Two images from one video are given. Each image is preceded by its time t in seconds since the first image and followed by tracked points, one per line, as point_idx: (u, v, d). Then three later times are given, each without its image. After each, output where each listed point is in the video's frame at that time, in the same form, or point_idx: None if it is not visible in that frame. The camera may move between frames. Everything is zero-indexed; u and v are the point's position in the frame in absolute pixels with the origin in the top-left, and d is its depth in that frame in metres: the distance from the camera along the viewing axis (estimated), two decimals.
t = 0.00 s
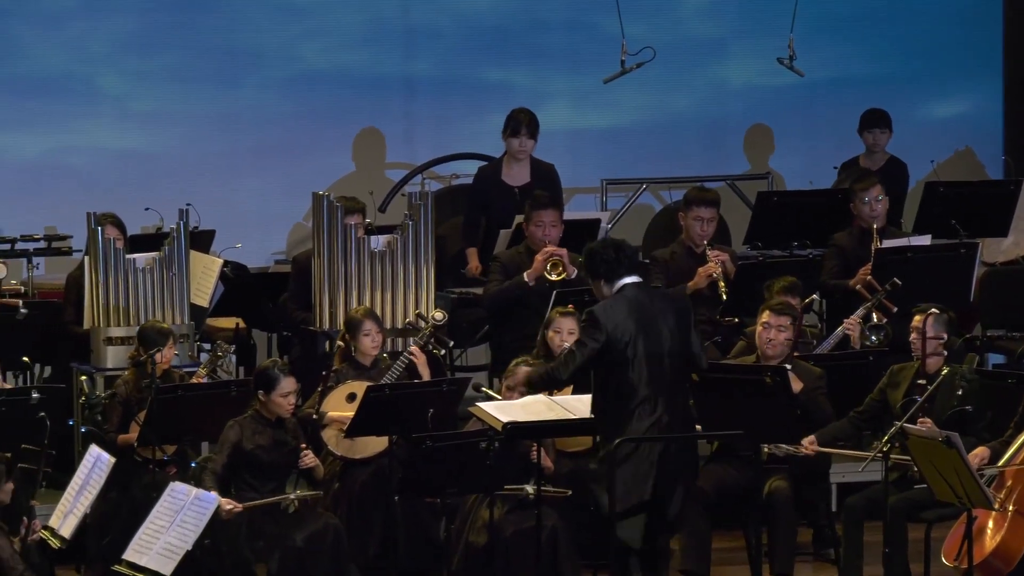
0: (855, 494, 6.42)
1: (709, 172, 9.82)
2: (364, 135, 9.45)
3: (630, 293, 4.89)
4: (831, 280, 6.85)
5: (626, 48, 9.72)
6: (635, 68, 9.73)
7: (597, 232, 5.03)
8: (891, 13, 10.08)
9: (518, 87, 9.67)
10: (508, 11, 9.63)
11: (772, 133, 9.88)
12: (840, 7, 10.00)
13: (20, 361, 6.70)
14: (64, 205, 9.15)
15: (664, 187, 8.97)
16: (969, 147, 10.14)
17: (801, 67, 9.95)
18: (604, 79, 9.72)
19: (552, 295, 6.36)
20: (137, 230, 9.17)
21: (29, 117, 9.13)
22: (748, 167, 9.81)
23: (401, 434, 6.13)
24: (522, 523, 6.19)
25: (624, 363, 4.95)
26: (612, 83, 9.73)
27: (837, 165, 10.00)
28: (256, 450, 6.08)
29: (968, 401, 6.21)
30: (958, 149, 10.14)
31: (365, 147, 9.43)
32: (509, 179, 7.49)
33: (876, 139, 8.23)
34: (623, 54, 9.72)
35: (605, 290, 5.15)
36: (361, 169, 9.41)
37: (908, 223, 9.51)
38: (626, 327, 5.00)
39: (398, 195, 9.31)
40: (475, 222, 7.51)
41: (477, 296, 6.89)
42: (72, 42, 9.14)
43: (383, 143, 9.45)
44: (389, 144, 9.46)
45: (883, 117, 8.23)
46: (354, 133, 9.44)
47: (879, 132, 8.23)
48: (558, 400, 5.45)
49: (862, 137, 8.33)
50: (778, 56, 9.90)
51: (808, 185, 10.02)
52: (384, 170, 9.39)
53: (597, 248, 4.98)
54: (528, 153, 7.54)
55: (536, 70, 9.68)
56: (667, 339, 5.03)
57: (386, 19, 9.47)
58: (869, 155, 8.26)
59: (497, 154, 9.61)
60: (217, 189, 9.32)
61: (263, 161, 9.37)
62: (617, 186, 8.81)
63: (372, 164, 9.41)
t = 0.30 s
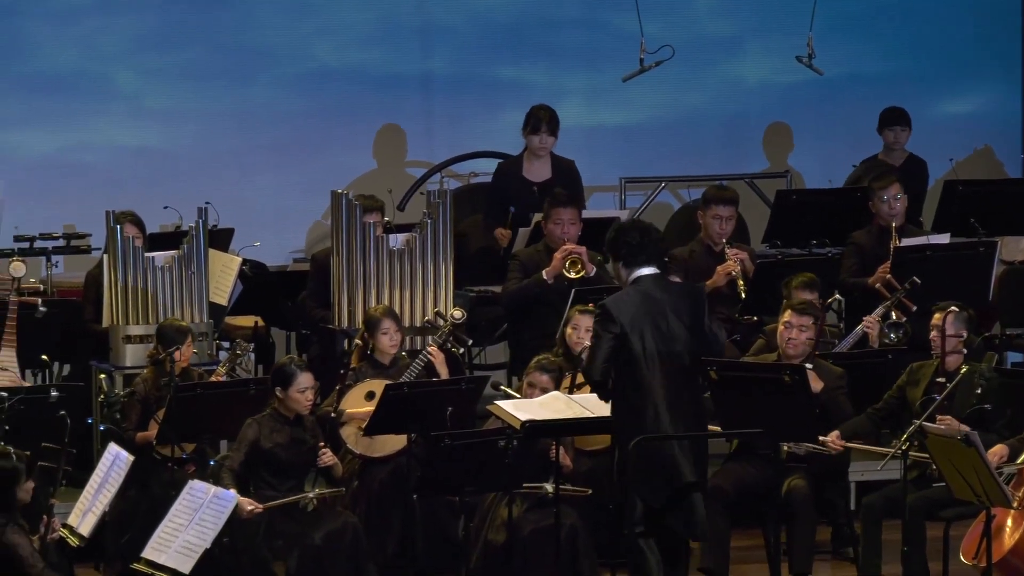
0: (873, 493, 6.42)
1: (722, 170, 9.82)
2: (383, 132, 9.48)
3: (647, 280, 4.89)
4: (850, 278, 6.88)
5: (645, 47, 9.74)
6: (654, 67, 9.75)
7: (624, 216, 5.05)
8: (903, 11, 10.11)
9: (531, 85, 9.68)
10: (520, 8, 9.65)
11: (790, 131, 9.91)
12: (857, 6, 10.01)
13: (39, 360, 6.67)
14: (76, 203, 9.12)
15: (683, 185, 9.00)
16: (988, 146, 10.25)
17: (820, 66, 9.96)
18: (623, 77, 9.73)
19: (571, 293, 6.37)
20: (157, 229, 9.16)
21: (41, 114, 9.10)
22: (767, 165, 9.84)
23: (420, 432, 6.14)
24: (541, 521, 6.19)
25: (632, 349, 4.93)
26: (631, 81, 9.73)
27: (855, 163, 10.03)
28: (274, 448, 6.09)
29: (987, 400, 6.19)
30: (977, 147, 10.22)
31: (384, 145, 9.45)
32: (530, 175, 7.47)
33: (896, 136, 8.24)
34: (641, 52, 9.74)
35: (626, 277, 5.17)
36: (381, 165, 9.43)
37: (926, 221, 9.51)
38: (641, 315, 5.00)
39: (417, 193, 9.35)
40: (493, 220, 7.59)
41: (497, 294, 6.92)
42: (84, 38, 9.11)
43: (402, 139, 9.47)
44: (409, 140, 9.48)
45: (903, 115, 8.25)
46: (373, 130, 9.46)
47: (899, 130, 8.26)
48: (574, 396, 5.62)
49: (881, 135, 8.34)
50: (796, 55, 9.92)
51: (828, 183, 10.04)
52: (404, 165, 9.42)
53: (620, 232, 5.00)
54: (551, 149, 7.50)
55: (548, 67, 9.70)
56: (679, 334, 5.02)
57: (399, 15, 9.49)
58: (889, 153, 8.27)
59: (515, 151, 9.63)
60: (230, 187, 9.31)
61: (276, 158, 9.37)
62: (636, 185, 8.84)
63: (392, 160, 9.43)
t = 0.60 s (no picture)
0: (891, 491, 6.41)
1: (736, 168, 9.81)
2: (408, 127, 9.52)
3: (669, 273, 4.87)
4: (870, 275, 6.93)
5: (664, 44, 9.77)
6: (673, 64, 9.78)
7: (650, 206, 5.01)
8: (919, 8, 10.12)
9: (542, 80, 9.70)
10: (534, 4, 9.67)
11: (809, 128, 9.92)
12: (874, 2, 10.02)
13: (58, 356, 6.66)
14: (90, 200, 9.14)
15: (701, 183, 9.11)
16: (1008, 144, 10.22)
17: (840, 63, 9.99)
18: (641, 75, 9.78)
19: (590, 290, 6.38)
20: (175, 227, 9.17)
21: (54, 111, 9.09)
22: (787, 162, 9.85)
23: (438, 430, 6.13)
24: (559, 519, 6.19)
25: (647, 340, 4.93)
26: (651, 79, 9.79)
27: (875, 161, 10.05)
28: (293, 445, 6.08)
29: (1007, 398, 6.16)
30: (996, 145, 10.21)
31: (410, 142, 9.48)
32: (553, 169, 7.75)
33: (915, 134, 8.42)
34: (660, 50, 9.77)
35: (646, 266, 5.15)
36: (406, 163, 9.46)
37: (943, 217, 9.52)
38: (658, 307, 4.98)
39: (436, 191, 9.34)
40: (515, 216, 7.81)
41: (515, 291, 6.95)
42: (97, 34, 9.10)
43: (429, 138, 9.50)
44: (435, 140, 9.51)
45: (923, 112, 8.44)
46: (400, 125, 9.50)
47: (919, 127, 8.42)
48: (594, 394, 5.59)
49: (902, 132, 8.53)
50: (814, 53, 9.95)
51: (847, 181, 10.06)
52: (428, 166, 9.45)
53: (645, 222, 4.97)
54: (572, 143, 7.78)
55: (563, 63, 9.71)
56: (695, 326, 5.02)
57: (412, 12, 9.50)
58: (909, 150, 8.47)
59: (534, 150, 9.65)
60: (243, 185, 9.32)
61: (289, 156, 9.38)
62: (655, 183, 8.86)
63: (417, 159, 9.46)
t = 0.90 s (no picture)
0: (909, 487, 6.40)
1: (749, 164, 9.82)
2: (429, 121, 9.53)
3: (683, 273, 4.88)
4: (888, 271, 7.00)
5: (682, 40, 9.76)
6: (690, 60, 9.77)
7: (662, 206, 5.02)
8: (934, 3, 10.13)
9: (554, 74, 9.71)
10: None
11: (826, 124, 9.93)
12: None
13: (75, 352, 6.69)
14: (104, 195, 9.13)
15: (719, 178, 9.23)
16: None
17: (857, 59, 9.99)
18: (658, 70, 9.77)
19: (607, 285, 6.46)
20: (193, 222, 9.20)
21: (67, 105, 9.09)
22: (805, 158, 9.90)
23: (456, 426, 6.10)
24: (577, 514, 6.18)
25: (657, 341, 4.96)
26: (668, 74, 9.77)
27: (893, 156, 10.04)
28: (311, 441, 6.09)
29: None
30: (1014, 141, 10.20)
31: (430, 135, 9.51)
32: (570, 164, 7.72)
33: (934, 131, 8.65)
34: (679, 45, 9.77)
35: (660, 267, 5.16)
36: (424, 156, 9.50)
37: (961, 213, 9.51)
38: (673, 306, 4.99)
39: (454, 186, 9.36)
40: (533, 211, 7.86)
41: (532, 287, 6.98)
42: (110, 28, 9.09)
43: (448, 133, 9.53)
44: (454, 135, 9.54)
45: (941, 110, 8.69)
46: (421, 119, 9.52)
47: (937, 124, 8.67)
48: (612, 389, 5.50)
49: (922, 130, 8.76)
50: (832, 48, 9.93)
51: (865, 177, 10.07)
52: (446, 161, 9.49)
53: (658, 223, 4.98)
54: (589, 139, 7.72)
55: (577, 57, 9.72)
56: (709, 327, 5.01)
57: (425, 6, 9.51)
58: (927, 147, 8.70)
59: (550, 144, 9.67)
60: (256, 180, 9.33)
61: (301, 151, 9.39)
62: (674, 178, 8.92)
63: (436, 153, 9.50)
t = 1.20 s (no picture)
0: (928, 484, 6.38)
1: (763, 162, 9.83)
2: (433, 120, 9.52)
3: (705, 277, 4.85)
4: (907, 269, 7.07)
5: (701, 37, 9.77)
6: (710, 57, 9.77)
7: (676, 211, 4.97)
8: None
9: (568, 70, 9.71)
10: None
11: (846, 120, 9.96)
12: None
13: (94, 348, 6.69)
14: (118, 192, 9.13)
15: (739, 174, 9.23)
16: None
17: (875, 55, 10.00)
18: (677, 67, 9.77)
19: (626, 284, 6.58)
20: (213, 219, 9.20)
21: (81, 99, 9.07)
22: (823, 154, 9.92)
23: (475, 423, 6.08)
24: (596, 510, 6.16)
25: (687, 345, 4.91)
26: (688, 71, 9.77)
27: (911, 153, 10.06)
28: (330, 437, 6.05)
29: None
30: None
31: (436, 133, 9.50)
32: (579, 161, 7.75)
33: (953, 127, 8.76)
34: (698, 42, 9.77)
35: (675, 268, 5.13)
36: (431, 156, 9.50)
37: (979, 210, 9.51)
38: (694, 309, 4.96)
39: (472, 183, 9.38)
40: (543, 209, 7.80)
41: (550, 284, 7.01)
42: (125, 24, 9.08)
43: (453, 129, 9.52)
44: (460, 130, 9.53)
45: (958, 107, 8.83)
46: (424, 118, 9.51)
47: (956, 121, 8.78)
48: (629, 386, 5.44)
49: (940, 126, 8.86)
50: (852, 46, 9.97)
51: (883, 174, 10.07)
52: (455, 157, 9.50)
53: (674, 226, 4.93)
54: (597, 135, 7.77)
55: (591, 52, 9.73)
56: (732, 329, 4.99)
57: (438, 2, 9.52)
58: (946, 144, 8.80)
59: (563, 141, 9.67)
60: (270, 176, 9.34)
61: (315, 147, 9.40)
62: (692, 174, 9.03)
63: (442, 151, 9.49)
